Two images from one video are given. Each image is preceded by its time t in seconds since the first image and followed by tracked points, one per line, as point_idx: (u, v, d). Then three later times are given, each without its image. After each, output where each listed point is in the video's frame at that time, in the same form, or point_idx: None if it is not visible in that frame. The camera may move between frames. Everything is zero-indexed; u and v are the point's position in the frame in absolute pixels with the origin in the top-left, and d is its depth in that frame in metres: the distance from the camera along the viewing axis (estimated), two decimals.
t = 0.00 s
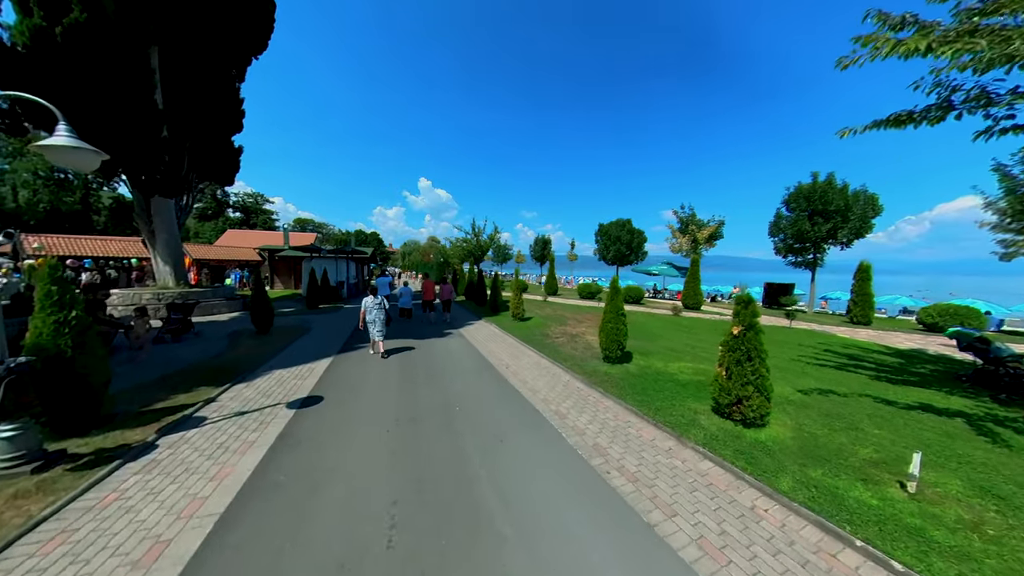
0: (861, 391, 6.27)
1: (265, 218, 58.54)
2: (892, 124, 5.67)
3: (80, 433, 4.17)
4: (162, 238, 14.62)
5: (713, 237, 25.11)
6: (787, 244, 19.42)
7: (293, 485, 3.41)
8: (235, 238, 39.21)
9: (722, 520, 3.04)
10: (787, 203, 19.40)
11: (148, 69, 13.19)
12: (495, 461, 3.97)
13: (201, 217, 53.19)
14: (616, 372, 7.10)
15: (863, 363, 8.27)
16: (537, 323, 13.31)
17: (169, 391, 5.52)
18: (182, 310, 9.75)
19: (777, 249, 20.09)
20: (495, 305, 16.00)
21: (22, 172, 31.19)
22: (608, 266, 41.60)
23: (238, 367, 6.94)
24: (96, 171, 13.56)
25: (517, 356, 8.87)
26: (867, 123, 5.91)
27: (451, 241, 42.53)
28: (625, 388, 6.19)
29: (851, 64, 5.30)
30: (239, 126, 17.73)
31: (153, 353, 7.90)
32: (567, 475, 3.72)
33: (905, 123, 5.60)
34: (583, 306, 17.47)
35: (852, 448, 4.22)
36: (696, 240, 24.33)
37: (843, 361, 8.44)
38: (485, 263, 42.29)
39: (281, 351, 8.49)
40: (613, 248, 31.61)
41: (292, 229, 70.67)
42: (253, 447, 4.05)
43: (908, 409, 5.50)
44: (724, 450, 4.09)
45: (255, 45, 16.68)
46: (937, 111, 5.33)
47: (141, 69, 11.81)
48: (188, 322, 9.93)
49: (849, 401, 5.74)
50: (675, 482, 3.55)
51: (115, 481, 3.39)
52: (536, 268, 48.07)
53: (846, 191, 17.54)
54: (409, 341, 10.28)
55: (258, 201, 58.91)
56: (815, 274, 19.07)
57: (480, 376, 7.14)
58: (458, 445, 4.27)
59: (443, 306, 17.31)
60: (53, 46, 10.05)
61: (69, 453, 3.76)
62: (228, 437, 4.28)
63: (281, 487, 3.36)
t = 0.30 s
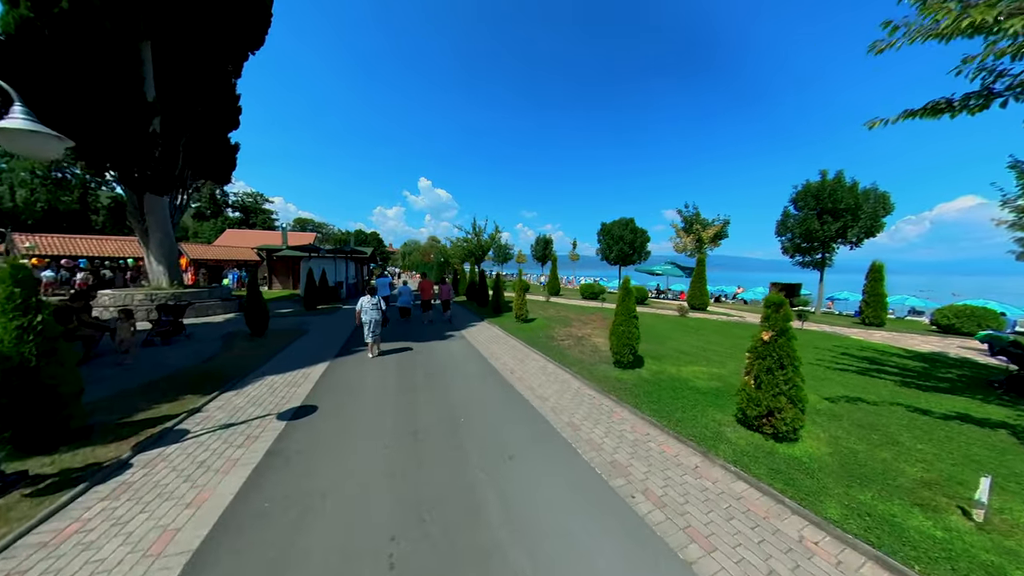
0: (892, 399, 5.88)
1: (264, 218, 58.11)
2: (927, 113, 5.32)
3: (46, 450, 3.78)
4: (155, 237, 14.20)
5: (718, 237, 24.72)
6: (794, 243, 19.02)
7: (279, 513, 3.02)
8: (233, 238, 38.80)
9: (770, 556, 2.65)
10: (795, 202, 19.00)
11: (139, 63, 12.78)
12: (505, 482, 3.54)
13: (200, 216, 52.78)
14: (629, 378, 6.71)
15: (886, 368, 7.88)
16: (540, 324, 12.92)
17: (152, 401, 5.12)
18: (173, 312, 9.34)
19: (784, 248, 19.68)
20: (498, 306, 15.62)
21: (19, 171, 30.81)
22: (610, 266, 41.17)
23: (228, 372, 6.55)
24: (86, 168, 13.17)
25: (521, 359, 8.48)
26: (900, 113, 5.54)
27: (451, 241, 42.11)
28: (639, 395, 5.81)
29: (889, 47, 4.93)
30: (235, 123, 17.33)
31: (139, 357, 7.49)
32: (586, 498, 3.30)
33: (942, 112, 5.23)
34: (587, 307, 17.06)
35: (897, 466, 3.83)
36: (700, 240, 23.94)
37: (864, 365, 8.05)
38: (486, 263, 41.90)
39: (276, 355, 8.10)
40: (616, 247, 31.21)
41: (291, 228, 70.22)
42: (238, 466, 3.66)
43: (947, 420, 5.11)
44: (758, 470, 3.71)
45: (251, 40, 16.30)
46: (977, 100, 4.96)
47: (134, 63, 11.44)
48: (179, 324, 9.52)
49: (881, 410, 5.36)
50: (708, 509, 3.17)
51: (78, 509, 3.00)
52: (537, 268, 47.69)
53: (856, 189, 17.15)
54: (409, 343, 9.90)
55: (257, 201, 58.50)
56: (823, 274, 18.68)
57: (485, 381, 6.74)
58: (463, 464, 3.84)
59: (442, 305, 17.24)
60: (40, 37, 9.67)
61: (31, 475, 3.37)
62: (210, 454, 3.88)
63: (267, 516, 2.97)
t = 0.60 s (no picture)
0: (928, 411, 5.48)
1: (263, 217, 57.67)
2: (971, 103, 4.97)
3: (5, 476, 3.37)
4: (148, 237, 13.77)
5: (723, 236, 24.31)
6: (803, 243, 18.61)
7: (262, 557, 2.61)
8: (232, 238, 38.37)
9: None
10: (804, 201, 18.60)
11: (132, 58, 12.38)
12: (520, 513, 3.12)
13: (198, 216, 52.33)
14: (645, 387, 6.30)
15: (913, 375, 7.48)
16: (546, 327, 12.50)
17: (132, 416, 4.72)
18: (163, 316, 8.94)
19: (792, 248, 19.26)
20: (501, 308, 15.23)
21: (15, 170, 30.35)
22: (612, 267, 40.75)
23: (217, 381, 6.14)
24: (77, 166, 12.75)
25: (527, 365, 8.08)
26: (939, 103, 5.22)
27: (452, 241, 41.72)
28: (658, 407, 5.41)
29: (935, 29, 4.71)
30: (231, 120, 16.90)
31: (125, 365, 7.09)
32: (614, 533, 2.89)
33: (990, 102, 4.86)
34: (592, 309, 16.65)
35: (956, 493, 3.44)
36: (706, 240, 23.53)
37: (890, 372, 7.64)
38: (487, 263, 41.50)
39: (270, 362, 7.69)
40: (619, 247, 30.79)
41: (291, 228, 69.76)
42: (219, 495, 3.25)
43: (995, 435, 4.71)
44: (804, 499, 3.31)
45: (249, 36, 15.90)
46: None
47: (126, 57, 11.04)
48: (170, 328, 9.12)
49: (922, 425, 4.95)
50: (755, 549, 2.76)
51: (30, 551, 2.59)
52: (537, 268, 47.27)
53: (867, 189, 16.75)
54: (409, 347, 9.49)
55: (256, 200, 58.07)
56: (833, 275, 18.29)
57: (492, 389, 6.33)
58: (472, 491, 3.43)
59: (442, 306, 16.89)
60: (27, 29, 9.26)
61: None
62: (189, 480, 3.48)
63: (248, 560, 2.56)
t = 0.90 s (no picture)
0: (978, 423, 5.01)
1: (262, 217, 57.19)
2: None
3: None
4: (141, 236, 13.31)
5: (729, 236, 23.84)
6: (813, 243, 18.15)
7: None
8: (230, 237, 37.87)
9: None
10: (814, 199, 18.14)
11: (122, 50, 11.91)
12: (541, 555, 2.64)
13: (197, 215, 51.85)
14: (665, 395, 5.83)
15: (947, 381, 7.01)
16: (551, 328, 12.03)
17: (104, 430, 4.26)
18: (152, 318, 8.50)
19: (801, 247, 18.80)
20: (504, 309, 14.78)
21: (11, 169, 29.86)
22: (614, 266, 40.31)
23: (203, 390, 5.68)
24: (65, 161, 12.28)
25: (534, 369, 7.62)
26: (990, 87, 4.78)
27: (452, 240, 41.29)
28: (681, 419, 4.95)
29: (995, 1, 4.48)
30: (226, 115, 16.42)
31: (106, 371, 6.63)
32: None
33: None
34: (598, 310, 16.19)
35: None
36: (712, 239, 23.09)
37: (921, 378, 7.18)
38: (488, 263, 41.05)
39: (262, 367, 7.24)
40: (622, 246, 30.34)
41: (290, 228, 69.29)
42: (190, 531, 2.79)
43: None
44: (868, 533, 2.85)
45: (245, 28, 15.44)
46: None
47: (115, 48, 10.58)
48: (158, 330, 8.66)
49: (975, 440, 4.49)
50: None
51: None
52: (539, 268, 46.83)
53: (880, 186, 16.29)
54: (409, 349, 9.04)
55: (256, 200, 57.60)
56: (844, 274, 17.84)
57: (499, 397, 5.87)
58: (483, 524, 2.96)
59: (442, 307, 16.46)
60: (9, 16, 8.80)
61: None
62: (157, 511, 3.02)
63: None
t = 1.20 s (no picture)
0: None
1: (261, 216, 56.76)
2: None
3: None
4: (134, 236, 12.95)
5: (735, 236, 23.47)
6: (822, 243, 17.78)
7: None
8: (228, 237, 37.47)
9: None
10: (823, 199, 17.76)
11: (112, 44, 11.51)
12: None
13: (195, 215, 51.41)
14: (684, 406, 5.44)
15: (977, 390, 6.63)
16: (556, 331, 11.65)
17: (76, 449, 3.88)
18: (140, 321, 8.12)
19: (810, 248, 18.42)
20: (507, 310, 14.42)
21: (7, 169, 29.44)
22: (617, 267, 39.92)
23: (189, 401, 5.30)
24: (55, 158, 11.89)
25: (540, 374, 7.25)
26: None
27: (453, 240, 40.92)
28: (704, 434, 4.57)
29: None
30: (223, 111, 16.02)
31: (88, 379, 6.23)
32: None
33: None
34: (603, 312, 15.81)
35: None
36: (717, 239, 22.72)
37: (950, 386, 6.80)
38: (489, 263, 40.69)
39: (255, 373, 6.88)
40: (625, 246, 29.94)
41: (289, 227, 68.83)
42: None
43: None
44: None
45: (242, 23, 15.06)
46: None
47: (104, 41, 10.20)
48: (147, 334, 8.28)
49: None
50: None
51: None
52: (540, 268, 46.46)
53: (892, 185, 15.92)
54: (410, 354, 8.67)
55: (255, 199, 57.19)
56: (854, 275, 17.47)
57: (506, 408, 5.50)
58: (495, 565, 2.58)
59: (442, 309, 16.07)
60: None
61: None
62: (123, 550, 2.65)
63: None
